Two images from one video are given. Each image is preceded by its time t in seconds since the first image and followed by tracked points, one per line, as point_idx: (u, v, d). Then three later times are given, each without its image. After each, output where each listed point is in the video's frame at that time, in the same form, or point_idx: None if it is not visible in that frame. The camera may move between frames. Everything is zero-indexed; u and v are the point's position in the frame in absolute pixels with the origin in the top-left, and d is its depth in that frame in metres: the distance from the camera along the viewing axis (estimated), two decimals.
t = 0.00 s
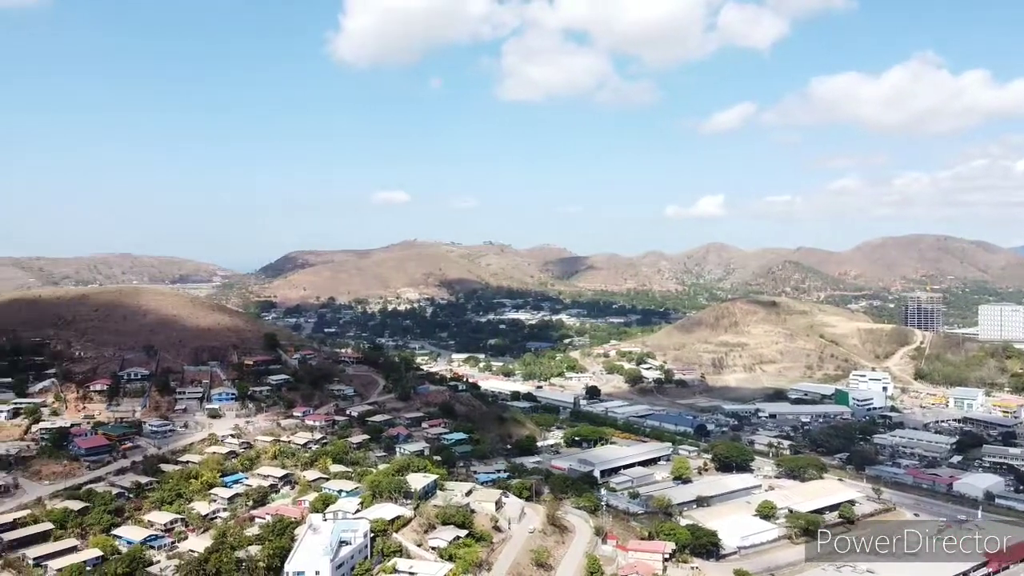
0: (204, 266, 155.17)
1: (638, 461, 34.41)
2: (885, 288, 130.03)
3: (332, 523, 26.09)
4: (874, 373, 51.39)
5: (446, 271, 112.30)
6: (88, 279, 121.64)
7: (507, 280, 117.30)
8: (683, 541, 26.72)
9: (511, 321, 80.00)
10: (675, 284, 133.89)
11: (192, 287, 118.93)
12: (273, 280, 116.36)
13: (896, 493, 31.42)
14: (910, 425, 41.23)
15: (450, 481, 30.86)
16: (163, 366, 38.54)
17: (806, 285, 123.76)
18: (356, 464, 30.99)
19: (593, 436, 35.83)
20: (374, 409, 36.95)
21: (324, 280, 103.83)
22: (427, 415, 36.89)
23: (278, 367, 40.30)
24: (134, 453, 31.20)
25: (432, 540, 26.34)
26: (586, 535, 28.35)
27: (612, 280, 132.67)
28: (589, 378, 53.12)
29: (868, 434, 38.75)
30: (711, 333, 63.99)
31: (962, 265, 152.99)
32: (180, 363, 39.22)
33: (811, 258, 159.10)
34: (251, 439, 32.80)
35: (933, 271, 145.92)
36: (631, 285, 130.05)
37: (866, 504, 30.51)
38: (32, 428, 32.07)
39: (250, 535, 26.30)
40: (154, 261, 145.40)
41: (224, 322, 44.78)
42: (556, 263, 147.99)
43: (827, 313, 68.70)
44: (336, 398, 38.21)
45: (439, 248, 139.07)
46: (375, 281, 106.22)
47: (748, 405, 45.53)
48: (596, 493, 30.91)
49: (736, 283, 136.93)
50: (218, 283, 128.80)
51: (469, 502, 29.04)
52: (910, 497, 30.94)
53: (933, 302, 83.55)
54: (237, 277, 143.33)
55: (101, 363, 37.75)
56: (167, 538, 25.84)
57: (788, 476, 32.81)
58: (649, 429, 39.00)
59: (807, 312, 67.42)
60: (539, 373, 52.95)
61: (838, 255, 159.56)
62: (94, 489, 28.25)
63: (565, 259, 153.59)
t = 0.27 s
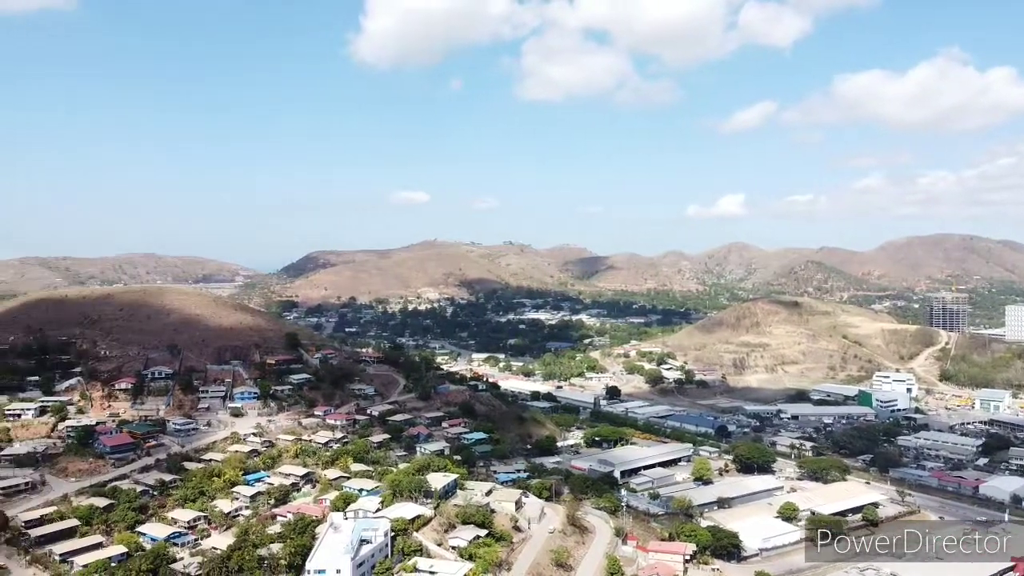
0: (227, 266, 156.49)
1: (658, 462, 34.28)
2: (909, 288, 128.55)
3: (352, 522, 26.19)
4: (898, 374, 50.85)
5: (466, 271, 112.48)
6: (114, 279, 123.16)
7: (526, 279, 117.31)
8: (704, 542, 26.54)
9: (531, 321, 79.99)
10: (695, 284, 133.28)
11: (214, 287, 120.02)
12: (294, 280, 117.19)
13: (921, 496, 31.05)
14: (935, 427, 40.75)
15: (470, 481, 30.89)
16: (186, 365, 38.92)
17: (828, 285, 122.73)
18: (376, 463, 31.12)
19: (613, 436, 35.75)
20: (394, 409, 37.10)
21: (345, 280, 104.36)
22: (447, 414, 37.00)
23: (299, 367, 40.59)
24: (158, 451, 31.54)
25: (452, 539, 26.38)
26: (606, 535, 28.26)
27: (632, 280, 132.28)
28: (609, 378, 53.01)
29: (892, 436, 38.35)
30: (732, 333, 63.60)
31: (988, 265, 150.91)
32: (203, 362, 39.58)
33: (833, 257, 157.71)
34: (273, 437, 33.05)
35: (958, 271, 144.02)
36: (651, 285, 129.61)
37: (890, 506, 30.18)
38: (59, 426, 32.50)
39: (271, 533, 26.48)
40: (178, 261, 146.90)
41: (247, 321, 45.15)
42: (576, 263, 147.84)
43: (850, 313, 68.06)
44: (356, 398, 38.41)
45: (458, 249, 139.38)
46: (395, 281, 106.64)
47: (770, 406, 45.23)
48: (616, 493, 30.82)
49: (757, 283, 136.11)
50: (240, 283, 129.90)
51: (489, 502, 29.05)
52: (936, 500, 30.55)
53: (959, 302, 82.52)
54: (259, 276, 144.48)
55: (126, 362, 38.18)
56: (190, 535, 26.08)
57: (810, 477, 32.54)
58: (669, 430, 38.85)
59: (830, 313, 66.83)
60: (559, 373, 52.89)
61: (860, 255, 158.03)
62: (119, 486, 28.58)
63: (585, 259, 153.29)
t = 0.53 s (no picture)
0: (244, 267, 157.57)
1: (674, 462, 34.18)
2: (928, 288, 127.47)
3: (368, 522, 26.25)
4: (916, 375, 50.45)
5: (481, 272, 112.56)
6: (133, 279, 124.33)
7: (541, 280, 117.31)
8: (720, 544, 26.38)
9: (547, 321, 79.95)
10: (711, 284, 132.84)
11: (231, 287, 120.72)
12: (310, 280, 117.76)
13: (939, 498, 30.78)
14: (954, 429, 40.42)
15: (485, 481, 30.91)
16: (204, 364, 39.20)
17: (846, 285, 121.98)
18: (392, 463, 31.21)
19: (628, 436, 35.71)
20: (410, 408, 37.23)
21: (361, 280, 104.78)
22: (462, 414, 37.09)
23: (315, 367, 40.81)
24: (175, 450, 31.80)
25: (467, 539, 26.40)
26: (621, 536, 28.17)
27: (648, 280, 131.96)
28: (624, 378, 52.91)
29: (910, 438, 38.06)
30: (748, 334, 63.30)
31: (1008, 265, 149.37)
32: (220, 362, 39.84)
33: (850, 257, 156.69)
34: (289, 436, 33.23)
35: (978, 271, 142.70)
36: (667, 285, 129.26)
37: (908, 509, 29.94)
38: (78, 424, 32.83)
39: (287, 531, 26.59)
40: (195, 262, 148.05)
41: (263, 321, 45.41)
42: (591, 263, 147.74)
43: (868, 313, 67.61)
44: (372, 397, 38.57)
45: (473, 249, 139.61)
46: (410, 281, 106.92)
47: (786, 407, 45.00)
48: (631, 494, 30.75)
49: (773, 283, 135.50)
50: (257, 283, 130.77)
51: (504, 502, 29.06)
52: (955, 503, 30.29)
53: (979, 303, 81.79)
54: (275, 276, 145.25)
55: (144, 361, 38.49)
56: (208, 533, 26.25)
57: (827, 479, 32.36)
58: (685, 430, 38.75)
59: (847, 313, 66.38)
60: (574, 374, 52.84)
61: (878, 255, 156.86)
62: (137, 485, 28.83)
63: (600, 259, 153.09)
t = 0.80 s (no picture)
0: (266, 266, 158.95)
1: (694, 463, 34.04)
2: (953, 288, 125.88)
3: (388, 521, 26.34)
4: (941, 377, 49.86)
5: (501, 272, 112.64)
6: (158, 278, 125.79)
7: (561, 280, 117.25)
8: (741, 546, 26.16)
9: (567, 321, 79.90)
10: (733, 285, 132.14)
11: (253, 287, 121.82)
12: (331, 280, 118.56)
13: (965, 501, 30.40)
14: (980, 432, 39.90)
15: (505, 480, 30.94)
16: (226, 363, 39.56)
17: (869, 285, 120.82)
18: (412, 463, 31.32)
19: (648, 437, 35.61)
20: (430, 408, 37.37)
21: (381, 280, 105.29)
22: (482, 414, 37.17)
23: (336, 366, 41.08)
24: (198, 448, 32.12)
25: (487, 539, 26.42)
26: (641, 537, 28.06)
27: (668, 280, 131.49)
28: (645, 379, 52.77)
29: (935, 440, 37.64)
30: (769, 335, 62.89)
31: None
32: (242, 361, 40.20)
33: (873, 258, 155.11)
34: (310, 435, 33.47)
35: (1004, 272, 140.67)
36: (687, 285, 128.73)
37: (933, 512, 29.59)
38: (103, 422, 33.26)
39: (309, 530, 26.76)
40: (218, 261, 149.50)
41: (285, 321, 45.76)
42: (611, 263, 147.51)
43: (891, 314, 66.91)
44: (392, 397, 38.75)
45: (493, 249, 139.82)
46: (431, 281, 107.29)
47: (808, 408, 44.66)
48: (651, 495, 30.64)
49: (795, 283, 134.50)
50: (278, 283, 131.81)
51: (523, 502, 29.07)
52: (981, 506, 29.89)
53: (1007, 304, 80.65)
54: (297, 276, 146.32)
55: (168, 360, 38.91)
56: (230, 531, 26.48)
57: (850, 481, 32.06)
58: (706, 432, 38.57)
59: (870, 314, 65.74)
60: (594, 374, 52.76)
61: (902, 255, 155.13)
62: (161, 482, 29.14)
63: (620, 259, 152.66)
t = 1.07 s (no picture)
0: (282, 266, 159.90)
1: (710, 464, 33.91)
2: (974, 288, 124.54)
3: (403, 520, 26.41)
4: (960, 378, 49.38)
5: (516, 272, 112.64)
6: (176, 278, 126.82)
7: (576, 280, 117.15)
8: (757, 547, 25.97)
9: (582, 321, 79.81)
10: (749, 285, 131.49)
11: (270, 287, 122.59)
12: (347, 279, 119.09)
13: (985, 504, 30.09)
14: (1000, 433, 39.48)
15: (520, 480, 30.94)
16: (243, 363, 39.84)
17: (887, 286, 119.86)
18: (427, 462, 31.40)
19: (664, 438, 35.51)
20: (445, 408, 37.47)
21: (396, 280, 105.60)
22: (497, 414, 37.23)
23: (351, 365, 41.27)
24: (216, 446, 32.38)
25: (502, 539, 26.42)
26: (657, 538, 27.97)
27: (684, 280, 131.04)
28: (660, 379, 52.63)
29: (954, 442, 37.28)
30: (786, 335, 62.55)
31: None
32: (259, 360, 40.45)
33: (891, 258, 153.80)
34: (326, 435, 33.64)
35: None
36: (703, 285, 128.22)
37: (952, 514, 29.30)
38: (122, 421, 33.56)
39: (325, 528, 26.87)
40: (235, 261, 150.53)
41: (301, 321, 46.02)
42: (627, 263, 147.24)
43: (910, 314, 66.32)
44: (407, 396, 38.89)
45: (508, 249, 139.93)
46: (446, 281, 107.50)
47: (825, 409, 44.37)
48: (667, 496, 30.55)
49: (812, 283, 133.65)
50: (294, 283, 132.53)
51: (538, 502, 29.06)
52: (1001, 509, 29.57)
53: None
54: (313, 276, 147.04)
55: (185, 359, 39.23)
56: (247, 529, 26.64)
57: (868, 483, 31.83)
58: (721, 432, 38.42)
59: (889, 314, 65.20)
60: (609, 374, 52.68)
61: (921, 255, 153.68)
62: (179, 480, 29.37)
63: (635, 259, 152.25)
